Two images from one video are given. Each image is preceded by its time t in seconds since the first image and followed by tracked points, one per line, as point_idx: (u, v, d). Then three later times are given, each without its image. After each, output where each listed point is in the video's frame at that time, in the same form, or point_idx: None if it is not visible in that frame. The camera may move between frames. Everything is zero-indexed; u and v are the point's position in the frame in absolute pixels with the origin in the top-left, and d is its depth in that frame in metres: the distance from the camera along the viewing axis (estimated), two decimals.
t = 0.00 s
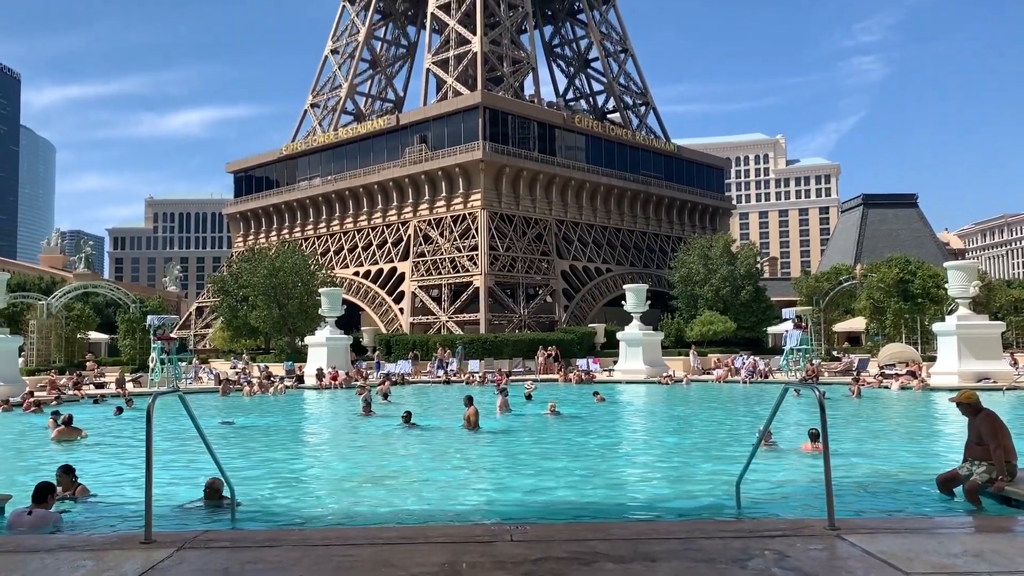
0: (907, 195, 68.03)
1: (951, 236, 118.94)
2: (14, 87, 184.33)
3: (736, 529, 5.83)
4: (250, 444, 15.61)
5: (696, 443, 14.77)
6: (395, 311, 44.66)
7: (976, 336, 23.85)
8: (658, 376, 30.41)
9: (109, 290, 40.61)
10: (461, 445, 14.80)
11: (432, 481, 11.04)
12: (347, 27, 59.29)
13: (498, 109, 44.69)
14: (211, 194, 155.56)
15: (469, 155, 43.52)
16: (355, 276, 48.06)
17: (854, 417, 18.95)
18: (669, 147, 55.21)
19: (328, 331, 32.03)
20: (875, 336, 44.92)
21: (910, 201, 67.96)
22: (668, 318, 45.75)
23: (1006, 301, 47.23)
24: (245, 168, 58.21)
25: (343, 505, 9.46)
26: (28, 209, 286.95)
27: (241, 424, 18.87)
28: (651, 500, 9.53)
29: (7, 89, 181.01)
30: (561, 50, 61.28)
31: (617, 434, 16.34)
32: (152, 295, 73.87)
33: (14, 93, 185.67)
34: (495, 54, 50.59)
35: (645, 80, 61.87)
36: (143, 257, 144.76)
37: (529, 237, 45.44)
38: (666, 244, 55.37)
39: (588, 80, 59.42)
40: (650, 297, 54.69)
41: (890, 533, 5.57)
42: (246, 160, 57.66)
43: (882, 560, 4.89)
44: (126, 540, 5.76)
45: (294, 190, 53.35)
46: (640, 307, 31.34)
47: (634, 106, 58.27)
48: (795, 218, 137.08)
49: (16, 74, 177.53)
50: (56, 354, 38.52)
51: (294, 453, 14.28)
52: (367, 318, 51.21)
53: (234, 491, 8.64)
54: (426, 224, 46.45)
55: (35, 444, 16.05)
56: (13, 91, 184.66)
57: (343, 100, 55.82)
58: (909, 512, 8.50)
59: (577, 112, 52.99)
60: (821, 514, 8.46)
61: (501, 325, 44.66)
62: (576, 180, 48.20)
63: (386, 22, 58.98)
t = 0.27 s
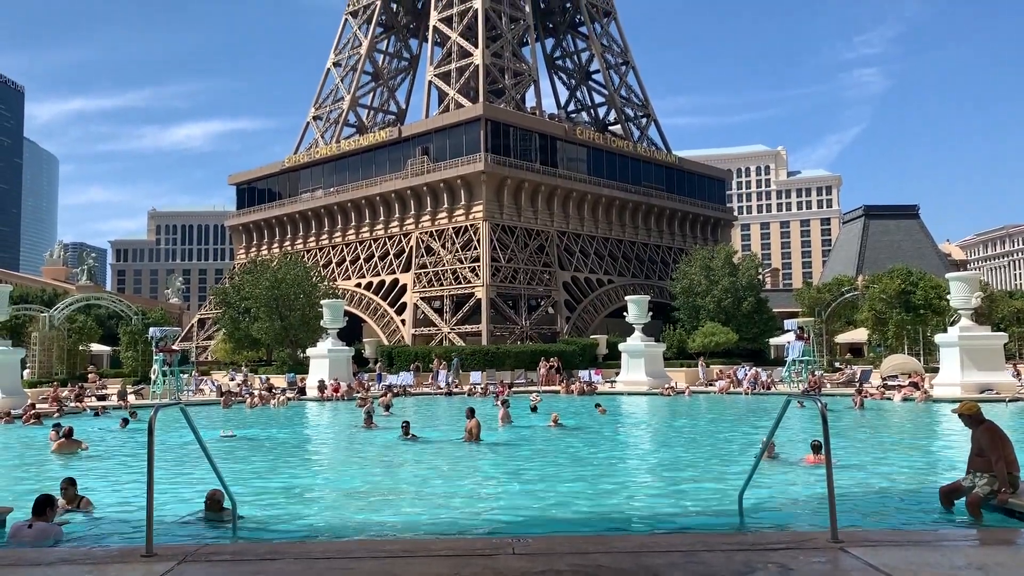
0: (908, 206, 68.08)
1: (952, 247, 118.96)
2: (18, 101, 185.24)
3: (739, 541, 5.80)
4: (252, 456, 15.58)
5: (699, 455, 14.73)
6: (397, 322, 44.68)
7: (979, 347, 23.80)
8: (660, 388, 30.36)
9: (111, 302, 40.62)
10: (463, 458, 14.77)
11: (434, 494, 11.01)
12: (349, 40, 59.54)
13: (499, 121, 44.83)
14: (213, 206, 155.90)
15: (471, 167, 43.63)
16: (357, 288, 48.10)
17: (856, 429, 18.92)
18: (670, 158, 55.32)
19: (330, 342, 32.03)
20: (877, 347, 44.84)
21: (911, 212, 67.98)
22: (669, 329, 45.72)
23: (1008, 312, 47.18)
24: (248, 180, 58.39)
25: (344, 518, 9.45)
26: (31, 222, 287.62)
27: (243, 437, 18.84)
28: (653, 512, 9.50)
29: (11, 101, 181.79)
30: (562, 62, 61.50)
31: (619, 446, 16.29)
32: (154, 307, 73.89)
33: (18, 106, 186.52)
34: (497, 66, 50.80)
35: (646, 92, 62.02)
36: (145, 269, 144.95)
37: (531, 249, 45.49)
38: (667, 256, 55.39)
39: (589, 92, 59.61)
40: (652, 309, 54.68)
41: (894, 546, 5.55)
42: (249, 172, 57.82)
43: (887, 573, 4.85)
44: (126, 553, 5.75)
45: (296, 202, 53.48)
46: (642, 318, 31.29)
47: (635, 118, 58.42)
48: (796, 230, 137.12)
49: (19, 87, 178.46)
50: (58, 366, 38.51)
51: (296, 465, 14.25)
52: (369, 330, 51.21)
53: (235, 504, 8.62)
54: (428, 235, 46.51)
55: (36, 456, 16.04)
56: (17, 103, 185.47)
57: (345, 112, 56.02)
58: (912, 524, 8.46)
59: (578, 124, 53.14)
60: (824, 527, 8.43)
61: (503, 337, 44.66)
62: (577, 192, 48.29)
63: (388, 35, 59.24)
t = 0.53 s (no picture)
0: (909, 217, 68.11)
1: (953, 257, 119.01)
2: (20, 114, 185.84)
3: (742, 555, 5.78)
4: (253, 469, 15.53)
5: (701, 468, 14.67)
6: (398, 334, 44.65)
7: (981, 358, 23.73)
8: (662, 400, 30.27)
9: (112, 315, 40.63)
10: (464, 471, 14.72)
11: (435, 507, 10.97)
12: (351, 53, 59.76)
13: (500, 133, 44.94)
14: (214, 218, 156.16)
15: (471, 179, 43.71)
16: (358, 300, 48.10)
17: (859, 440, 18.87)
18: (671, 170, 55.42)
19: (330, 354, 32.00)
20: (879, 358, 44.77)
21: (912, 223, 67.98)
22: (671, 341, 45.67)
23: (1010, 324, 47.12)
24: (249, 193, 58.50)
25: (346, 531, 9.42)
26: (33, 235, 288.18)
27: (243, 450, 18.79)
28: (655, 525, 9.46)
29: (13, 114, 182.49)
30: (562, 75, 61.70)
31: (621, 458, 16.23)
32: (155, 319, 73.90)
33: (19, 120, 187.22)
34: (498, 79, 50.98)
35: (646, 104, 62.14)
36: (146, 281, 145.12)
37: (532, 260, 45.50)
38: (668, 267, 55.40)
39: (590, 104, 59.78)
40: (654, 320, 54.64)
41: (897, 559, 5.51)
42: (250, 185, 57.94)
43: None
44: (126, 567, 5.72)
45: (297, 214, 53.56)
46: (644, 330, 31.24)
47: (635, 130, 58.55)
48: (797, 241, 137.16)
49: (22, 100, 179.32)
50: (59, 379, 38.48)
51: (296, 478, 14.20)
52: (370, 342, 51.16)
53: (236, 518, 8.58)
54: (429, 247, 46.53)
55: (36, 470, 16.00)
56: (20, 117, 186.31)
57: (346, 125, 56.19)
58: (916, 536, 8.43)
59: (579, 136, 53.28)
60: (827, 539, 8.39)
61: (504, 348, 44.61)
62: (578, 204, 48.35)
63: (389, 48, 59.49)
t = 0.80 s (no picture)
0: (909, 229, 68.18)
1: (953, 268, 119.07)
2: (22, 129, 186.63)
3: (744, 568, 5.80)
4: (253, 484, 15.51)
5: (703, 481, 14.64)
6: (399, 347, 44.69)
7: (982, 369, 23.70)
8: (663, 413, 30.24)
9: (113, 329, 40.66)
10: (465, 484, 14.70)
11: (436, 521, 10.97)
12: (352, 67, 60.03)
13: (500, 146, 45.10)
14: (215, 232, 156.42)
15: (472, 192, 43.81)
16: (359, 313, 48.15)
17: (861, 453, 18.84)
18: (671, 182, 55.55)
19: (331, 368, 31.98)
20: (880, 369, 44.73)
21: (912, 235, 68.05)
22: (672, 353, 45.63)
23: (1011, 335, 47.09)
24: (250, 207, 58.64)
25: (347, 546, 9.41)
26: (34, 249, 288.70)
27: (243, 464, 18.76)
28: (657, 538, 9.44)
29: (15, 130, 183.45)
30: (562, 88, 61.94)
31: (622, 472, 16.19)
32: (156, 333, 73.91)
33: (21, 135, 187.95)
34: (498, 92, 51.21)
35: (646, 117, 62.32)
36: (147, 295, 145.32)
37: (532, 273, 45.52)
38: (669, 279, 55.44)
39: (590, 117, 60.00)
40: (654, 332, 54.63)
41: (899, 572, 5.53)
42: (252, 198, 58.10)
43: None
44: None
45: (298, 228, 53.67)
46: (645, 342, 31.23)
47: (635, 143, 58.72)
48: (798, 253, 137.37)
49: (23, 114, 179.63)
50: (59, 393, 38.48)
51: (296, 493, 14.17)
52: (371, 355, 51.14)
53: (236, 533, 8.56)
54: (430, 260, 46.57)
55: (36, 485, 16.00)
56: (20, 131, 187.03)
57: (347, 138, 56.40)
58: (918, 552, 8.40)
59: (579, 149, 53.46)
60: (829, 553, 8.39)
61: (505, 361, 44.57)
62: (578, 216, 48.43)
63: (390, 62, 59.76)
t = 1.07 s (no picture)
0: (909, 242, 68.23)
1: (954, 281, 119.05)
2: (24, 143, 187.39)
3: None
4: (253, 499, 15.45)
5: (706, 495, 14.58)
6: (400, 361, 44.65)
7: (984, 383, 23.65)
8: (665, 426, 30.17)
9: (114, 343, 40.63)
10: (466, 499, 14.65)
11: (438, 535, 10.92)
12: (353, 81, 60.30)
13: (501, 160, 45.23)
14: (216, 246, 156.65)
15: (472, 206, 43.89)
16: (359, 327, 48.15)
17: (863, 466, 18.77)
18: (671, 196, 55.67)
19: (332, 382, 31.94)
20: (881, 383, 44.65)
21: (913, 248, 68.08)
22: (673, 366, 45.56)
23: (1013, 348, 47.02)
24: (251, 221, 58.74)
25: (348, 561, 9.37)
26: (35, 264, 288.99)
27: (244, 479, 18.70)
28: (660, 553, 9.40)
29: (17, 144, 184.15)
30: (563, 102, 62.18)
31: (624, 486, 16.14)
32: (156, 347, 73.86)
33: (23, 149, 188.74)
34: (498, 106, 51.41)
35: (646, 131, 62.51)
36: (148, 309, 145.41)
37: (533, 286, 45.54)
38: (670, 292, 55.43)
39: (590, 131, 60.19)
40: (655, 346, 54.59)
41: None
42: (253, 212, 58.21)
43: None
44: None
45: (299, 242, 53.75)
46: (646, 356, 31.19)
47: (635, 156, 58.87)
48: (798, 266, 137.44)
49: (25, 129, 180.22)
50: (60, 408, 38.41)
51: (297, 507, 14.12)
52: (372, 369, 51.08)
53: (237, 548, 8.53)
54: (430, 273, 46.61)
55: (35, 500, 15.95)
56: (22, 146, 187.68)
57: (348, 152, 56.59)
58: (923, 566, 8.36)
59: (579, 163, 53.60)
60: (834, 567, 8.34)
61: (506, 374, 44.51)
62: (579, 230, 48.49)
63: (391, 77, 60.03)
